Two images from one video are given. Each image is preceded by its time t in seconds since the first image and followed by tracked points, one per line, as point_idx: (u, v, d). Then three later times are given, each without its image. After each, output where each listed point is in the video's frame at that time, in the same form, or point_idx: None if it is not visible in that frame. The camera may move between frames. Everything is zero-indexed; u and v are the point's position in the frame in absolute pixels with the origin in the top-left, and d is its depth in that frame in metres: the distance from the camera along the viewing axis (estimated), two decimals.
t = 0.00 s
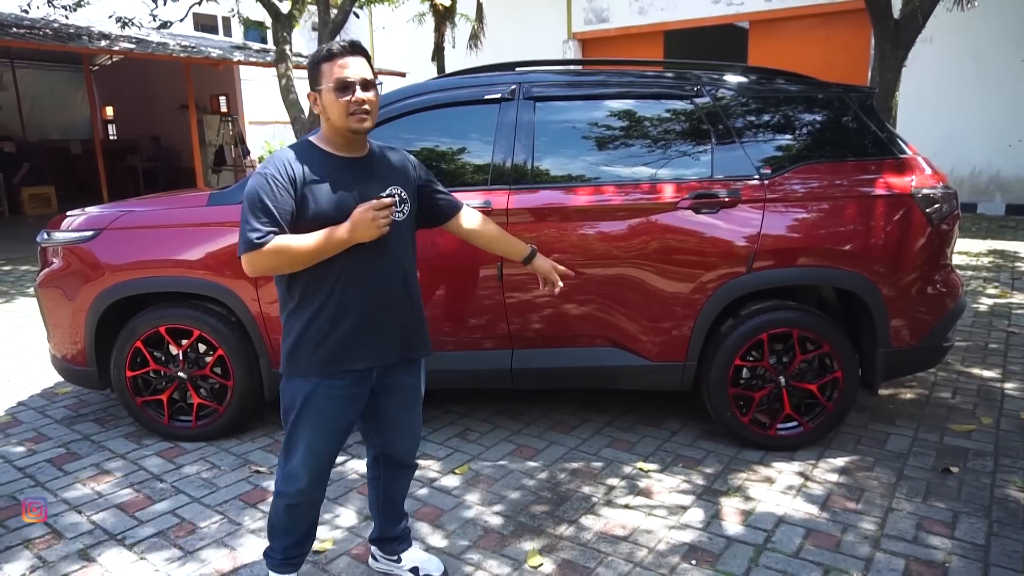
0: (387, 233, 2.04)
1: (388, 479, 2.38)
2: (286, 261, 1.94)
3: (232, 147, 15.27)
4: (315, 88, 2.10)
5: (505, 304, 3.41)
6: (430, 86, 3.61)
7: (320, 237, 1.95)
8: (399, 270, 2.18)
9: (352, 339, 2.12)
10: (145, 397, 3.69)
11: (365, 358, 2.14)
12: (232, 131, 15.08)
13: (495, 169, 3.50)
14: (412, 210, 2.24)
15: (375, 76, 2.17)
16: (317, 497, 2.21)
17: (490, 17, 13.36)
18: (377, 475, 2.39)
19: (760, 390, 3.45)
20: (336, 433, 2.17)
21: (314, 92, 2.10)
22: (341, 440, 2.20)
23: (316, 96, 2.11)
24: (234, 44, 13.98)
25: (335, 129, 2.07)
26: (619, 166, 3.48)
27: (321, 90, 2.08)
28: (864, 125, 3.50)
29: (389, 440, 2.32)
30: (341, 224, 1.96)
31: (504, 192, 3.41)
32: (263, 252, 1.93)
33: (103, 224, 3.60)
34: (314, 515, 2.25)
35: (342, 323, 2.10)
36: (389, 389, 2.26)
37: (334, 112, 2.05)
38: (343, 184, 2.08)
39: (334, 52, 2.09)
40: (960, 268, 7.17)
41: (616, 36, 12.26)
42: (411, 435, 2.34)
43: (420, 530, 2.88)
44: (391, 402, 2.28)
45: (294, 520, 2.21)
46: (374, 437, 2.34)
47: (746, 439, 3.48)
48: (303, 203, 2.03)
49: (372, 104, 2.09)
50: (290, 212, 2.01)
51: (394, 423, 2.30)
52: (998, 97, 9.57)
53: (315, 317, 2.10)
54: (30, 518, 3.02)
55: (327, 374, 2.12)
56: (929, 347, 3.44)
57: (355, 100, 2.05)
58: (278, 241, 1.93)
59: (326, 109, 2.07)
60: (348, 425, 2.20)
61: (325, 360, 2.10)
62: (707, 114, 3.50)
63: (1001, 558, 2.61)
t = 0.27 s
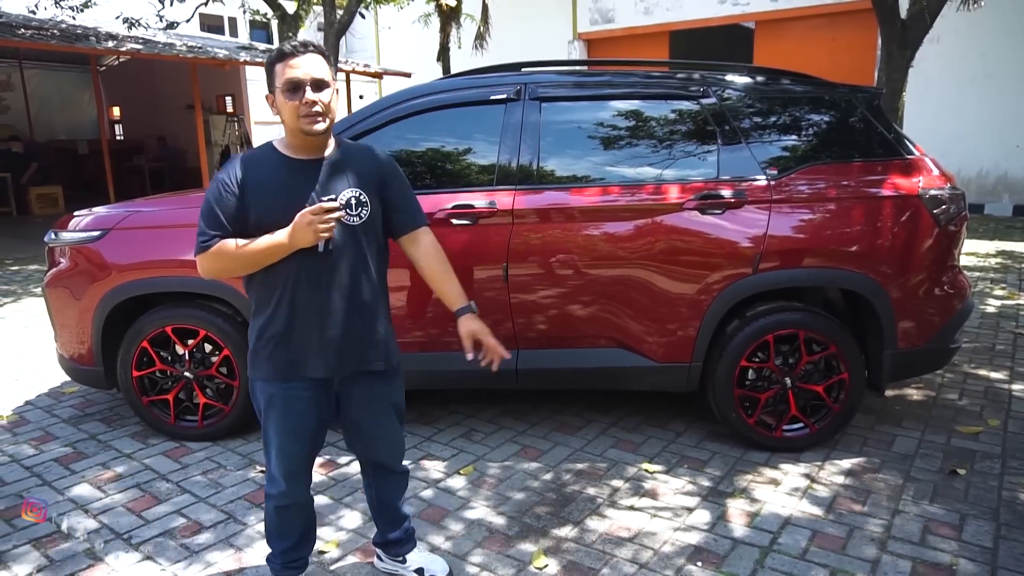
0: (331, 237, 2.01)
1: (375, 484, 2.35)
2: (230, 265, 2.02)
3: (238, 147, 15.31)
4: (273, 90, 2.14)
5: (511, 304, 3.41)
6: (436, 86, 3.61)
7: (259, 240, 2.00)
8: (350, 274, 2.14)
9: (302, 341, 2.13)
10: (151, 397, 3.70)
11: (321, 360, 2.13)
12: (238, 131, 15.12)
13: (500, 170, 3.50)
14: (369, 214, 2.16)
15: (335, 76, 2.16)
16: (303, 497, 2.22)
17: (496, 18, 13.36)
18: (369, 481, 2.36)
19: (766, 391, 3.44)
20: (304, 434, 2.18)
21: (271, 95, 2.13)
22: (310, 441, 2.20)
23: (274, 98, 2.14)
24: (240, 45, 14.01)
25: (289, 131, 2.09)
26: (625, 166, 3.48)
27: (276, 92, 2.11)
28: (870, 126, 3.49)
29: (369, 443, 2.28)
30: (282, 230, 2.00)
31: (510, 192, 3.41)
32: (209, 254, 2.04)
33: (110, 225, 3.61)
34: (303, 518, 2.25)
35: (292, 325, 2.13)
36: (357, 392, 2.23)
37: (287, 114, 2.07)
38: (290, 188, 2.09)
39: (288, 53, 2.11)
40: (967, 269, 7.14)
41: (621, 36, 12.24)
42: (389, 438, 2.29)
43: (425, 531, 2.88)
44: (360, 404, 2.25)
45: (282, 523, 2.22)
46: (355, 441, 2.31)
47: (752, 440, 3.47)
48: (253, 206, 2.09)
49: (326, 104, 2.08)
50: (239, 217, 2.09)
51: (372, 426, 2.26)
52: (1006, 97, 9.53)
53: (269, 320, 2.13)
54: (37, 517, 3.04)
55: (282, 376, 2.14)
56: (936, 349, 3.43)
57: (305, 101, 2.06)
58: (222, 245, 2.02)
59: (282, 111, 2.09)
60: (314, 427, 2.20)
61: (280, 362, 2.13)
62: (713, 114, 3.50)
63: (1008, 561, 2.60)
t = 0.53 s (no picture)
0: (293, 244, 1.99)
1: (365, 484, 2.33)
2: (194, 263, 2.02)
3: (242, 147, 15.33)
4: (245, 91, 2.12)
5: (514, 305, 3.41)
6: (440, 86, 3.62)
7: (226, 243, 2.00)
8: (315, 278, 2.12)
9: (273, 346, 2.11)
10: (155, 397, 3.71)
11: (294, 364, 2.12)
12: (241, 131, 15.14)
13: (504, 170, 3.50)
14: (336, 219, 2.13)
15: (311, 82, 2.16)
16: (289, 498, 2.23)
17: (499, 18, 13.36)
18: (359, 487, 2.34)
19: (770, 392, 3.44)
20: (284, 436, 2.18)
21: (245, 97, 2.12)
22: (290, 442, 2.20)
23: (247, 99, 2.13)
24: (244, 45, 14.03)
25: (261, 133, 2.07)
26: (629, 167, 3.48)
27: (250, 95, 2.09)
28: (875, 127, 3.49)
29: (350, 444, 2.27)
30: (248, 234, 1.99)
31: (515, 193, 3.41)
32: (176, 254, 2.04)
33: (114, 225, 3.62)
34: (288, 517, 2.27)
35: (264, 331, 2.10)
36: (336, 395, 2.21)
37: (260, 119, 2.06)
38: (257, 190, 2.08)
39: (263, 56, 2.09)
40: (971, 270, 7.12)
41: (625, 36, 12.24)
42: (374, 441, 2.26)
43: (428, 531, 2.88)
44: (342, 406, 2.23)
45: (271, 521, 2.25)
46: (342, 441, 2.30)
47: (756, 441, 3.47)
48: (220, 207, 2.09)
49: (299, 110, 2.07)
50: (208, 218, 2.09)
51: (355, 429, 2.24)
52: (1010, 97, 9.50)
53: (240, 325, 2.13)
54: (41, 517, 3.04)
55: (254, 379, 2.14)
56: (941, 351, 3.42)
57: (278, 105, 2.04)
58: (187, 244, 2.03)
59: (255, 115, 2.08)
60: (292, 429, 2.20)
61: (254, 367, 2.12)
62: (717, 115, 3.49)
63: (1013, 564, 2.59)
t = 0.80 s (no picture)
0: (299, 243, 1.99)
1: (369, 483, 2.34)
2: (197, 264, 2.00)
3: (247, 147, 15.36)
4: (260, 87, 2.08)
5: (519, 307, 3.41)
6: (444, 88, 3.62)
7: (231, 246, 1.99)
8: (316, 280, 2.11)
9: (274, 349, 2.10)
10: (161, 397, 3.73)
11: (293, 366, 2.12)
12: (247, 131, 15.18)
13: (508, 172, 3.50)
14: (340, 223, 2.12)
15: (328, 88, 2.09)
16: (292, 497, 2.25)
17: (504, 18, 13.37)
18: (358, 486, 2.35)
19: (775, 394, 3.43)
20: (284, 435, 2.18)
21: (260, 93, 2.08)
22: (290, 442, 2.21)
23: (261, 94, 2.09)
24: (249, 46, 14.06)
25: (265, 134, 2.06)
26: (633, 169, 3.48)
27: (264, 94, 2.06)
28: (881, 128, 3.47)
29: (351, 444, 2.28)
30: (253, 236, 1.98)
31: (519, 194, 3.41)
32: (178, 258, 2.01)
33: (120, 226, 3.63)
34: (290, 517, 2.28)
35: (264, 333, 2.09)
36: (337, 396, 2.22)
37: (269, 119, 2.04)
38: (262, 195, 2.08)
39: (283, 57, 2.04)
40: (978, 272, 7.09)
41: (630, 37, 12.23)
42: (377, 442, 2.26)
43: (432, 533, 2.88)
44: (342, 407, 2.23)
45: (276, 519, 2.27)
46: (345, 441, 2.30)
47: (760, 443, 3.47)
48: (224, 210, 2.08)
49: (309, 118, 2.03)
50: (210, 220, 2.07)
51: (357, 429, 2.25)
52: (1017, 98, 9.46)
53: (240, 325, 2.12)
54: (48, 517, 3.06)
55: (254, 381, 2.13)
56: (947, 353, 3.41)
57: (288, 110, 2.01)
58: (191, 245, 2.00)
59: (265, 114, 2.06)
60: (295, 430, 2.21)
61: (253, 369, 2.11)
62: (722, 117, 3.49)
63: (1019, 568, 2.58)
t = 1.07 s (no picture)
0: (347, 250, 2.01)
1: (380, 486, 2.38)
2: (242, 274, 1.97)
3: (252, 148, 15.40)
4: (298, 98, 2.07)
5: (522, 308, 3.41)
6: (448, 90, 3.63)
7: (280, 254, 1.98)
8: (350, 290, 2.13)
9: (304, 357, 2.11)
10: (165, 399, 3.74)
11: (322, 374, 2.14)
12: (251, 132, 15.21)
13: (512, 173, 3.50)
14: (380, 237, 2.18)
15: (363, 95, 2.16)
16: (304, 498, 2.26)
17: (508, 19, 13.38)
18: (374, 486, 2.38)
19: (778, 396, 3.43)
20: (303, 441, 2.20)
21: (298, 103, 2.07)
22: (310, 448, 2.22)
23: (300, 106, 2.08)
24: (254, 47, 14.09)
25: (316, 145, 2.05)
26: (637, 170, 3.48)
27: (306, 102, 2.05)
28: (885, 130, 3.47)
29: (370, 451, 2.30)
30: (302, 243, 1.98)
31: (522, 196, 3.41)
32: (224, 266, 1.97)
33: (125, 228, 3.65)
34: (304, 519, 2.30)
35: (294, 341, 2.10)
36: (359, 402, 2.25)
37: (318, 126, 2.03)
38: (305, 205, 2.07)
39: (324, 66, 2.06)
40: (982, 273, 7.07)
41: (634, 37, 12.22)
42: (394, 446, 2.31)
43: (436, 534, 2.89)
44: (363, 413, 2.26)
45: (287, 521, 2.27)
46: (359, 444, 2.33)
47: (764, 445, 3.46)
48: (268, 218, 2.05)
49: (358, 124, 2.08)
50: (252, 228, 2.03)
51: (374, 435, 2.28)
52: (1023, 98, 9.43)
53: (268, 333, 2.12)
54: (53, 517, 3.07)
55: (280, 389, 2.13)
56: (952, 355, 3.40)
57: (342, 117, 2.04)
58: (237, 255, 1.96)
59: (310, 122, 2.04)
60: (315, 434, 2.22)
61: (281, 377, 2.11)
62: (726, 118, 3.48)
63: None
